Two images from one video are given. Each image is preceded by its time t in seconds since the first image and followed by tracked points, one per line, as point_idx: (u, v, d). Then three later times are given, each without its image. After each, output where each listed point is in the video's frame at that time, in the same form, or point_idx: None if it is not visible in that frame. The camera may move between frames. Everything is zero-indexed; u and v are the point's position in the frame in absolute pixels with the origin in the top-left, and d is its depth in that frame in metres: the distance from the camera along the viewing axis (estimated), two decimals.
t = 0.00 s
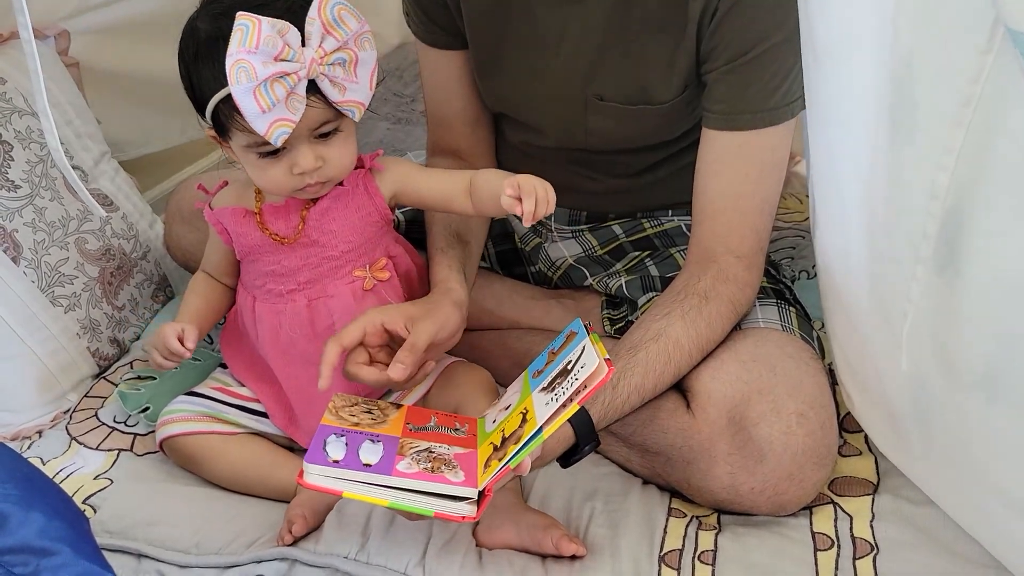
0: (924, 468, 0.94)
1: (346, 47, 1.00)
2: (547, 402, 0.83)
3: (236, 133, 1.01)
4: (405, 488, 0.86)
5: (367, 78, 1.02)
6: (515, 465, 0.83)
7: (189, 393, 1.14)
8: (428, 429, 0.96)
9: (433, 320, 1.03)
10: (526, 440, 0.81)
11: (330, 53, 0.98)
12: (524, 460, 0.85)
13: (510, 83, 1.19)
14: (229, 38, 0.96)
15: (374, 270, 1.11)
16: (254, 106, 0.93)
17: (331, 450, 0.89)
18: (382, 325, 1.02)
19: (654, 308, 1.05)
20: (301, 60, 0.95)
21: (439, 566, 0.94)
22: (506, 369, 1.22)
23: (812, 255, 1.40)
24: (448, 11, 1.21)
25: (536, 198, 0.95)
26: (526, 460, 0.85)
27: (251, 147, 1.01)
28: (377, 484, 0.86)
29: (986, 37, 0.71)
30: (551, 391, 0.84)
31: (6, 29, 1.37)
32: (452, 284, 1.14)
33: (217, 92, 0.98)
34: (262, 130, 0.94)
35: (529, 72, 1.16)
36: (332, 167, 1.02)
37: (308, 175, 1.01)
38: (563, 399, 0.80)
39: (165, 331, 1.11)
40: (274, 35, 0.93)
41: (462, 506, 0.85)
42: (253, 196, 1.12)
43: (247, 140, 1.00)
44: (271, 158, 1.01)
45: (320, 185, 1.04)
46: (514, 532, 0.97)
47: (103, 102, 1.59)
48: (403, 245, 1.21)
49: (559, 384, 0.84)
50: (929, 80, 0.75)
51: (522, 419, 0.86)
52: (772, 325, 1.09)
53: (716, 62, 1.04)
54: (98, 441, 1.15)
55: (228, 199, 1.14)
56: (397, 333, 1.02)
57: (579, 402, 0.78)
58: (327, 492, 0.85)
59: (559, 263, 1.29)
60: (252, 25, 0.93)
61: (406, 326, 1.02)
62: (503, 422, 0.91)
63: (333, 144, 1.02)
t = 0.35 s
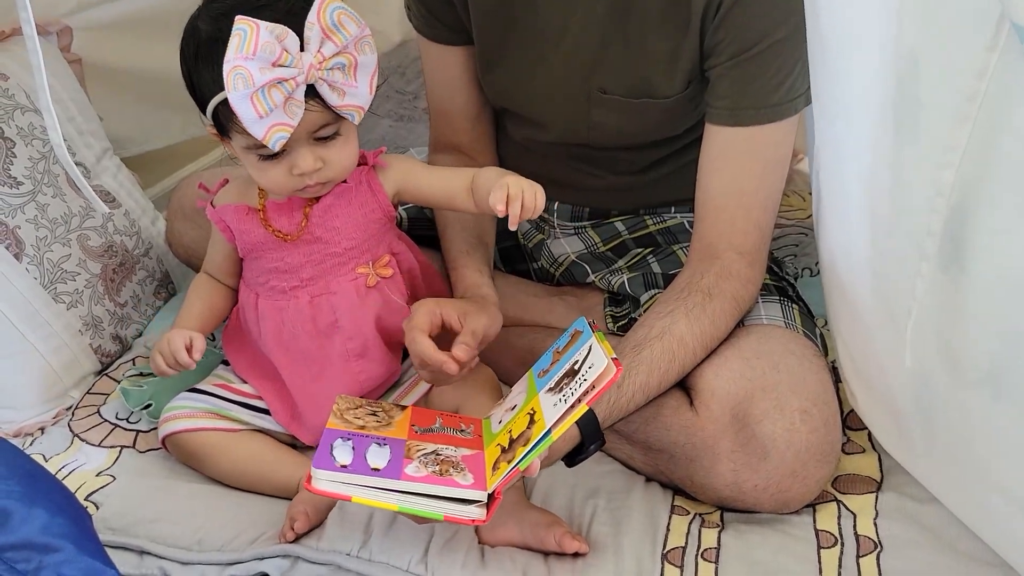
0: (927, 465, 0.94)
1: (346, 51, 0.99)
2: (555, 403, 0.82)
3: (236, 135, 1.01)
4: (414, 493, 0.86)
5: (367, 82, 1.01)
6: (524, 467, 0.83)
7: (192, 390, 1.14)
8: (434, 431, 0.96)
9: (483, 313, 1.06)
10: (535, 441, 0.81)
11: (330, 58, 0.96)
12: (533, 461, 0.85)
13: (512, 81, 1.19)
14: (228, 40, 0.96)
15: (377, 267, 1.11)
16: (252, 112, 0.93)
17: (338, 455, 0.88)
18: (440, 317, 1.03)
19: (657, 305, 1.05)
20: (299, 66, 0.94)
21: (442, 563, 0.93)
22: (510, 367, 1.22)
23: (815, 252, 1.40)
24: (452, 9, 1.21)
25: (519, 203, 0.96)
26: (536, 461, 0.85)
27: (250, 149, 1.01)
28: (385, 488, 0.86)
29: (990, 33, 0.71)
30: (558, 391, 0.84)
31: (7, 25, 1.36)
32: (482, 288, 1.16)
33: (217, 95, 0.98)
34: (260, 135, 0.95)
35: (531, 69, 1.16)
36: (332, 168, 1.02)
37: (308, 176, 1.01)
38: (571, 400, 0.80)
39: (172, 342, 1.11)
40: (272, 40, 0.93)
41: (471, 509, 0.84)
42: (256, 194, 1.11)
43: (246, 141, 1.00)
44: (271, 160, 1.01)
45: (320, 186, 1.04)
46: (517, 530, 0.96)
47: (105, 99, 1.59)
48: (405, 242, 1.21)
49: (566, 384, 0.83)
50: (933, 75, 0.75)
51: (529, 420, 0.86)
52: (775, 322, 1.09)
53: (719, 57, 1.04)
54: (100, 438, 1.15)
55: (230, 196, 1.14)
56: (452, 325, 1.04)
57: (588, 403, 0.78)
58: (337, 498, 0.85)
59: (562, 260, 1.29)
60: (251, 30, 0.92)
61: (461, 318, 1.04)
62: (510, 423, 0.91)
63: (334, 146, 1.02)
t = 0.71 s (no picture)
0: (929, 462, 0.94)
1: (352, 57, 0.99)
2: (561, 401, 0.82)
3: (240, 140, 1.00)
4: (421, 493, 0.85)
5: (374, 88, 1.01)
6: (531, 467, 0.83)
7: (191, 393, 1.14)
8: (439, 432, 0.96)
9: (453, 315, 1.03)
10: (542, 440, 0.81)
11: (337, 64, 0.97)
12: (540, 461, 0.84)
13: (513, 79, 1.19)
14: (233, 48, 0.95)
15: (377, 268, 1.11)
16: (260, 121, 0.93)
17: (344, 457, 0.88)
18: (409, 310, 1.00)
19: (658, 303, 1.05)
20: (307, 74, 0.94)
21: (443, 561, 0.93)
22: (511, 365, 1.21)
23: (816, 249, 1.40)
24: (455, 7, 1.21)
25: (498, 221, 0.94)
26: (542, 461, 0.84)
27: (254, 154, 1.01)
28: (392, 489, 0.85)
29: (994, 29, 0.70)
30: (563, 390, 0.84)
31: (8, 23, 1.36)
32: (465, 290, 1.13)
33: (221, 101, 0.98)
34: (267, 144, 0.94)
35: (533, 68, 1.16)
36: (338, 171, 1.03)
37: (313, 181, 1.01)
38: (577, 398, 0.80)
39: (170, 348, 1.11)
40: (280, 49, 0.92)
41: (479, 510, 0.85)
42: (257, 195, 1.11)
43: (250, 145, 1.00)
44: (275, 165, 1.00)
45: (325, 189, 1.05)
46: (518, 528, 0.96)
47: (106, 97, 1.59)
48: (405, 241, 1.21)
49: (571, 382, 0.83)
50: (936, 71, 0.75)
51: (535, 420, 0.86)
52: (777, 320, 1.09)
53: (722, 55, 1.04)
54: (101, 436, 1.15)
55: (230, 196, 1.13)
56: (421, 320, 1.01)
57: (594, 400, 0.78)
58: (345, 500, 0.84)
59: (563, 258, 1.29)
60: (258, 38, 0.91)
61: (432, 316, 1.01)
62: (515, 422, 0.91)
63: (339, 150, 1.02)
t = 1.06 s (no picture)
0: (929, 462, 0.94)
1: (365, 63, 0.99)
2: (567, 405, 0.82)
3: (251, 141, 1.01)
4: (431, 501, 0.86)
5: (386, 95, 1.01)
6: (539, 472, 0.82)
7: (193, 391, 1.15)
8: (444, 438, 0.96)
9: (435, 334, 1.02)
10: (550, 443, 0.81)
11: (349, 70, 0.96)
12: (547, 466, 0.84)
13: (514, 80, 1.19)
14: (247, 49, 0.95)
15: (386, 272, 1.11)
16: (268, 124, 0.93)
17: (350, 467, 0.87)
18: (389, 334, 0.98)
19: (659, 303, 1.05)
20: (318, 79, 0.94)
21: (444, 561, 0.93)
22: (511, 365, 1.22)
23: (816, 249, 1.40)
24: (447, 10, 1.21)
25: (508, 248, 0.93)
26: (551, 464, 0.85)
27: (264, 155, 1.01)
28: (401, 498, 0.85)
29: (993, 30, 0.70)
30: (569, 393, 0.84)
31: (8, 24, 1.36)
32: (450, 298, 1.11)
33: (234, 101, 0.98)
34: (276, 146, 0.94)
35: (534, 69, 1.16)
36: (348, 176, 1.02)
37: (321, 183, 1.01)
38: (583, 400, 0.80)
39: (184, 350, 1.12)
40: (292, 53, 0.92)
41: (489, 516, 0.86)
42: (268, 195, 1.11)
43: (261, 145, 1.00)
44: (283, 167, 1.01)
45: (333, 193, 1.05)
46: (519, 529, 0.97)
47: (106, 98, 1.59)
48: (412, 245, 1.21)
49: (576, 385, 0.83)
50: (936, 71, 0.75)
51: (541, 424, 0.86)
52: (777, 320, 1.09)
53: (723, 57, 1.03)
54: (103, 437, 1.15)
55: (241, 194, 1.14)
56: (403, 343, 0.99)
57: (600, 403, 0.79)
58: (355, 511, 0.84)
59: (564, 259, 1.29)
60: (270, 41, 0.91)
61: (412, 337, 1.00)
62: (520, 427, 0.91)
63: (349, 154, 1.02)
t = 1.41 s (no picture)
0: (928, 460, 0.94)
1: (362, 58, 0.99)
2: (560, 402, 0.82)
3: (248, 137, 1.00)
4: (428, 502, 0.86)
5: (383, 90, 1.01)
6: (535, 470, 0.83)
7: (192, 391, 1.14)
8: (442, 439, 0.96)
9: (434, 327, 1.02)
10: (544, 441, 0.81)
11: (347, 65, 0.97)
12: (543, 465, 0.84)
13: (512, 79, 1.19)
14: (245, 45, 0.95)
15: (382, 270, 1.11)
16: (268, 119, 0.93)
17: (348, 467, 0.88)
18: (387, 326, 0.99)
19: (657, 302, 1.05)
20: (317, 73, 0.94)
21: (442, 560, 0.93)
22: (510, 364, 1.22)
23: (815, 247, 1.40)
24: (446, 14, 1.21)
25: (493, 243, 0.94)
26: (546, 463, 0.85)
27: (262, 151, 1.01)
28: (399, 500, 0.85)
29: (989, 29, 0.70)
30: (562, 390, 0.84)
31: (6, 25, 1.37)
32: (450, 294, 1.11)
33: (230, 98, 0.98)
34: (275, 141, 0.94)
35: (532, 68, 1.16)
36: (344, 172, 1.02)
37: (319, 180, 1.01)
38: (575, 396, 0.80)
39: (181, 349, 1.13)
40: (290, 48, 0.92)
41: (486, 517, 0.86)
42: (263, 194, 1.11)
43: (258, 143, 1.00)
44: (281, 164, 1.01)
45: (331, 189, 1.05)
46: (517, 527, 0.97)
47: (104, 99, 1.59)
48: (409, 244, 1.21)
49: (569, 381, 0.83)
50: (933, 69, 0.75)
51: (535, 422, 0.86)
52: (774, 318, 1.09)
53: (720, 56, 1.03)
54: (101, 437, 1.15)
55: (236, 194, 1.14)
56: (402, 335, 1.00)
57: (594, 399, 0.79)
58: (352, 511, 0.85)
59: (561, 258, 1.29)
60: (268, 37, 0.92)
61: (410, 330, 1.00)
62: (516, 427, 0.91)
63: (346, 150, 1.02)
